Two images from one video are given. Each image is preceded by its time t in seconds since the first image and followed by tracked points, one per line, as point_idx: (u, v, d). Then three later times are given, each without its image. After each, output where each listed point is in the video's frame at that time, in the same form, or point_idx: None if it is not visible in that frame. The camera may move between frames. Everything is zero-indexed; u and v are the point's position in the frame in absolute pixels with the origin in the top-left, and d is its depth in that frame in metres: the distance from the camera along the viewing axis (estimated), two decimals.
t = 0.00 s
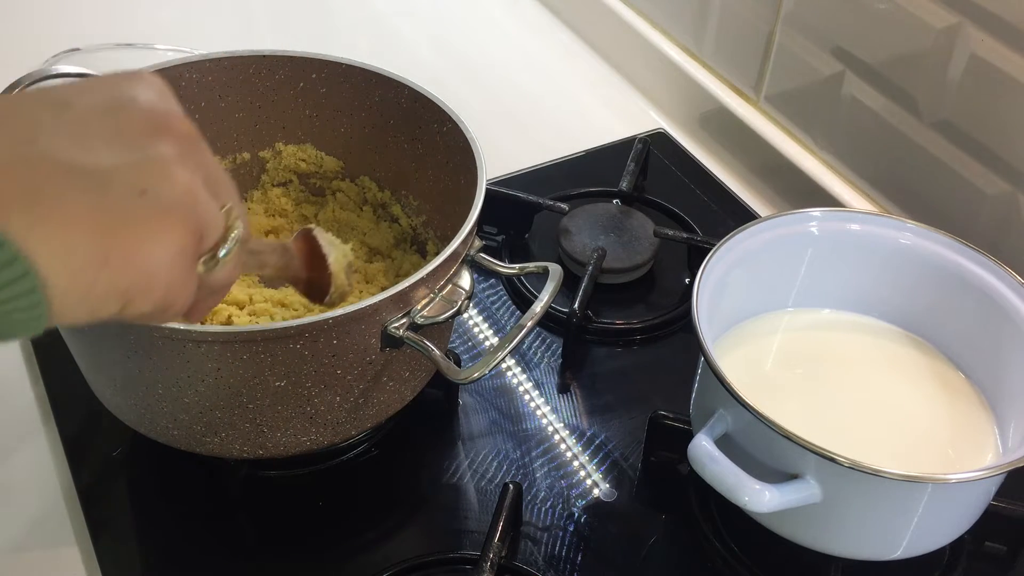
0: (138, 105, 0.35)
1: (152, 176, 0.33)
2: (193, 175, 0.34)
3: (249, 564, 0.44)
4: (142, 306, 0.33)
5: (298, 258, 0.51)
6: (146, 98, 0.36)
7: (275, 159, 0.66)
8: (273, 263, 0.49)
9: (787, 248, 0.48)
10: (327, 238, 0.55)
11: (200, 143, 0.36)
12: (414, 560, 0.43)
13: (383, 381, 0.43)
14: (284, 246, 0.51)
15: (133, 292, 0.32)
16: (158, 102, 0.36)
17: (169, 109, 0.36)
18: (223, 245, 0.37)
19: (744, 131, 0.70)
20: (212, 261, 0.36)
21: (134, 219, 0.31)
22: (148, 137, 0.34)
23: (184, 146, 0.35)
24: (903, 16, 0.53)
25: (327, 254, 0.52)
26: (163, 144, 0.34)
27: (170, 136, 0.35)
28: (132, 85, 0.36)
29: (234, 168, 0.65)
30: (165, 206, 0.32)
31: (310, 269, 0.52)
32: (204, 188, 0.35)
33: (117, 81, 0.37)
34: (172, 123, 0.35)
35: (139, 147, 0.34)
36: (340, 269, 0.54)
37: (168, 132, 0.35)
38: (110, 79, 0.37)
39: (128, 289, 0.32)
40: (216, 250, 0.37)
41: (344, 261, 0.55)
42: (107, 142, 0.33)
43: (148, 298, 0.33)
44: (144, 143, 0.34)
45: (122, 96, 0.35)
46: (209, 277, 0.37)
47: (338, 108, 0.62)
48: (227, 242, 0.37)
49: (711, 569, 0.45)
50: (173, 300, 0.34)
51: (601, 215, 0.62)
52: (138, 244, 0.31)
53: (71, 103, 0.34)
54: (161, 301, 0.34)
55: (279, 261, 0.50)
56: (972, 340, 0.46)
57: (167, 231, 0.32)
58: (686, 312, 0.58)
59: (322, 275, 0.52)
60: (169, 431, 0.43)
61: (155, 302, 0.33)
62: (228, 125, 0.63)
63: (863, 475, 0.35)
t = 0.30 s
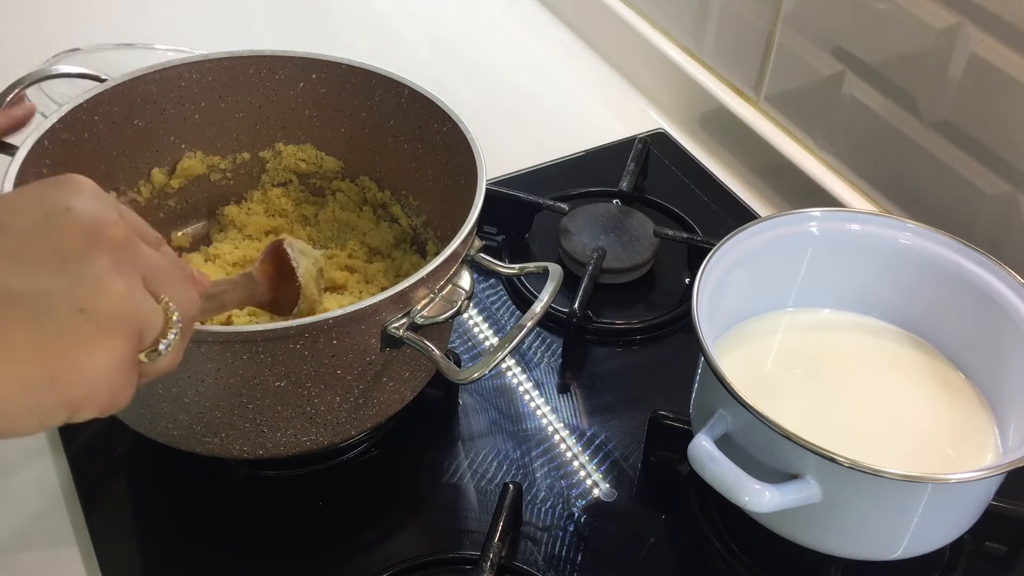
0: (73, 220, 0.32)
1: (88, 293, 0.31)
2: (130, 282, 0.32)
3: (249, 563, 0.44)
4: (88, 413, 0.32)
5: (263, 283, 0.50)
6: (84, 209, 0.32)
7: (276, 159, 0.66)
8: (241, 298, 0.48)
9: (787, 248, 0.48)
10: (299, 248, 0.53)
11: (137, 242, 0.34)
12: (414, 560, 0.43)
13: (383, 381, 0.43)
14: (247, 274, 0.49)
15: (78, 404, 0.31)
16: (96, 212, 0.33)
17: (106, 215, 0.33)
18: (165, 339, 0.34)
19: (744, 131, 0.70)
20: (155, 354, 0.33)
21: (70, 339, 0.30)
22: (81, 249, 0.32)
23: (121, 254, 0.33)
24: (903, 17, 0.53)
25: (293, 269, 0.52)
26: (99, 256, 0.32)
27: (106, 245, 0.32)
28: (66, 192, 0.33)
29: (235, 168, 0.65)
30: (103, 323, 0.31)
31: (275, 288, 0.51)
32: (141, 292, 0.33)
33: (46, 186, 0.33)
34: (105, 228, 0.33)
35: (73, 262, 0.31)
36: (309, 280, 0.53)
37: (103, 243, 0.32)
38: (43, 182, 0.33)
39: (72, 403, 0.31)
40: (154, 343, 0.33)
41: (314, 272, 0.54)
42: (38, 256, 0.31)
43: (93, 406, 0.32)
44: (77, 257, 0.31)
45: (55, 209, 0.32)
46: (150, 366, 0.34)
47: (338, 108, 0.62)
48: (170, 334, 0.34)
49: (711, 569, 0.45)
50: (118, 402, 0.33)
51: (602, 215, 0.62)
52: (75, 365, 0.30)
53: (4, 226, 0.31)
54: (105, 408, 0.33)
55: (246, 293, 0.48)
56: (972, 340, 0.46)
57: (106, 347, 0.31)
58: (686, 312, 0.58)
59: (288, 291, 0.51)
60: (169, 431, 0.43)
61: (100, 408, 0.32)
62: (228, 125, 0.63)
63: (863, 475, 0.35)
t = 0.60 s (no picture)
0: (87, 200, 0.34)
1: (103, 263, 0.33)
2: (142, 259, 0.34)
3: (249, 563, 0.44)
4: (96, 386, 0.33)
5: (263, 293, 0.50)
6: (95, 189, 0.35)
7: (276, 159, 0.66)
8: (239, 306, 0.48)
9: (787, 248, 0.48)
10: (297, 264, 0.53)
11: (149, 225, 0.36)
12: (415, 560, 0.43)
13: (383, 381, 0.43)
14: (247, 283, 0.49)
15: (89, 373, 0.32)
16: (107, 191, 0.35)
17: (117, 195, 0.35)
18: (173, 318, 0.35)
19: (744, 131, 0.70)
20: (163, 332, 0.35)
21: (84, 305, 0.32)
22: (97, 224, 0.34)
23: (133, 229, 0.35)
24: (903, 17, 0.53)
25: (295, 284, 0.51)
26: (112, 230, 0.34)
27: (118, 220, 0.34)
28: (79, 172, 0.35)
29: (235, 168, 0.65)
30: (119, 292, 0.33)
31: (275, 299, 0.50)
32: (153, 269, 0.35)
33: (61, 168, 0.35)
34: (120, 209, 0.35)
35: (88, 235, 0.33)
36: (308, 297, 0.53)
37: (115, 219, 0.34)
38: (57, 163, 0.35)
39: (84, 369, 0.32)
40: (163, 322, 0.35)
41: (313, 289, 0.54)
42: (57, 229, 0.33)
43: (103, 377, 0.33)
44: (94, 231, 0.33)
45: (70, 186, 0.34)
46: (156, 346, 0.35)
47: (338, 108, 0.62)
48: (176, 314, 0.35)
49: (711, 569, 0.45)
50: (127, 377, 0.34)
51: (602, 215, 0.62)
52: (91, 329, 0.32)
53: (23, 200, 0.33)
54: (113, 384, 0.33)
55: (244, 301, 0.48)
56: (972, 340, 0.46)
57: (120, 314, 0.32)
58: (686, 312, 0.58)
59: (288, 303, 0.51)
60: (169, 431, 0.43)
61: (108, 380, 0.33)
62: (228, 125, 0.63)
63: (863, 475, 0.35)
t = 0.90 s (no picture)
0: (103, 190, 0.35)
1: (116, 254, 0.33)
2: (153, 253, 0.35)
3: (249, 563, 0.44)
4: (99, 374, 0.33)
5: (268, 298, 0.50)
6: (111, 181, 0.35)
7: (277, 159, 0.66)
8: (243, 308, 0.48)
9: (787, 248, 0.47)
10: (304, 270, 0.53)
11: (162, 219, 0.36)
12: (415, 561, 0.43)
13: (383, 381, 0.43)
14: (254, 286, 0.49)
15: (94, 361, 0.33)
16: (121, 183, 0.35)
17: (131, 189, 0.36)
18: (176, 316, 0.35)
19: (744, 131, 0.70)
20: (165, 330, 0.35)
21: (95, 294, 0.32)
22: (112, 214, 0.34)
23: (146, 222, 0.35)
24: (903, 16, 0.53)
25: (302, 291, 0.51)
26: (125, 222, 0.34)
27: (132, 213, 0.35)
28: (95, 163, 0.36)
29: (235, 168, 0.65)
30: (129, 282, 0.33)
31: (278, 302, 0.51)
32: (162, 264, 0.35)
33: (77, 158, 0.36)
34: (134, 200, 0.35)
35: (102, 225, 0.34)
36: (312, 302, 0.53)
37: (130, 211, 0.35)
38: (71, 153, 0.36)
39: (89, 357, 0.32)
40: (166, 320, 0.35)
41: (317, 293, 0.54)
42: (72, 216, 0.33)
43: (106, 366, 0.33)
44: (108, 221, 0.34)
45: (87, 175, 0.35)
46: (157, 344, 0.35)
47: (338, 108, 0.62)
48: (180, 312, 0.35)
49: (711, 569, 0.45)
50: (129, 368, 0.34)
51: (602, 215, 0.62)
52: (100, 318, 0.32)
53: (42, 185, 0.33)
54: (115, 374, 0.34)
55: (248, 304, 0.48)
56: (972, 340, 0.46)
57: (128, 306, 0.33)
58: (686, 312, 0.58)
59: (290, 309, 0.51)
60: (169, 432, 0.43)
61: (112, 369, 0.33)
62: (228, 124, 0.63)
63: (863, 475, 0.35)
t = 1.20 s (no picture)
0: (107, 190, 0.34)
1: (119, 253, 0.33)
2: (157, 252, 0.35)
3: (249, 563, 0.44)
4: (103, 373, 0.33)
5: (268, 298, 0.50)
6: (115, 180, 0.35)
7: (277, 159, 0.66)
8: (243, 308, 0.48)
9: (787, 248, 0.48)
10: (303, 271, 0.53)
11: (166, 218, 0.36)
12: (415, 561, 0.43)
13: (383, 381, 0.43)
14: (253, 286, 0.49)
15: (97, 360, 0.33)
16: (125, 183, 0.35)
17: (135, 188, 0.36)
18: (180, 316, 0.35)
19: (744, 130, 0.70)
20: (170, 330, 0.35)
21: (100, 294, 0.32)
22: (115, 213, 0.34)
23: (150, 222, 0.35)
24: (903, 16, 0.53)
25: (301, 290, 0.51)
26: (129, 221, 0.34)
27: (135, 212, 0.34)
28: (99, 163, 0.36)
29: (235, 168, 0.65)
30: (133, 282, 0.33)
31: (278, 302, 0.51)
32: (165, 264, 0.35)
33: (80, 158, 0.35)
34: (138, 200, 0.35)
35: (105, 224, 0.33)
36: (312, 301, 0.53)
37: (134, 210, 0.34)
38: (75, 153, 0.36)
39: (93, 356, 0.32)
40: (171, 319, 0.35)
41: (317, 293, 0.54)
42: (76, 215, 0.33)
43: (110, 366, 0.33)
44: (112, 220, 0.34)
45: (91, 175, 0.35)
46: (162, 344, 0.35)
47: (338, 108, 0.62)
48: (185, 312, 0.36)
49: (711, 569, 0.45)
50: (132, 368, 0.34)
51: (602, 215, 0.62)
52: (103, 317, 0.32)
53: (48, 185, 0.33)
54: (119, 374, 0.34)
55: (248, 304, 0.48)
56: (972, 340, 0.46)
57: (132, 305, 0.33)
58: (686, 312, 0.58)
59: (290, 308, 0.51)
60: (169, 432, 0.43)
61: (115, 369, 0.33)
62: (229, 124, 0.63)
63: (863, 475, 0.35)
